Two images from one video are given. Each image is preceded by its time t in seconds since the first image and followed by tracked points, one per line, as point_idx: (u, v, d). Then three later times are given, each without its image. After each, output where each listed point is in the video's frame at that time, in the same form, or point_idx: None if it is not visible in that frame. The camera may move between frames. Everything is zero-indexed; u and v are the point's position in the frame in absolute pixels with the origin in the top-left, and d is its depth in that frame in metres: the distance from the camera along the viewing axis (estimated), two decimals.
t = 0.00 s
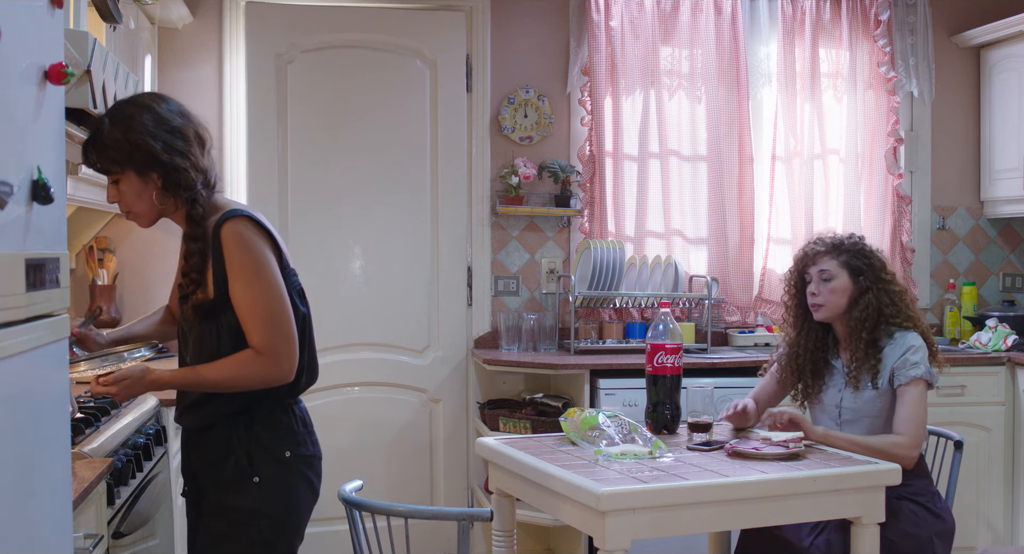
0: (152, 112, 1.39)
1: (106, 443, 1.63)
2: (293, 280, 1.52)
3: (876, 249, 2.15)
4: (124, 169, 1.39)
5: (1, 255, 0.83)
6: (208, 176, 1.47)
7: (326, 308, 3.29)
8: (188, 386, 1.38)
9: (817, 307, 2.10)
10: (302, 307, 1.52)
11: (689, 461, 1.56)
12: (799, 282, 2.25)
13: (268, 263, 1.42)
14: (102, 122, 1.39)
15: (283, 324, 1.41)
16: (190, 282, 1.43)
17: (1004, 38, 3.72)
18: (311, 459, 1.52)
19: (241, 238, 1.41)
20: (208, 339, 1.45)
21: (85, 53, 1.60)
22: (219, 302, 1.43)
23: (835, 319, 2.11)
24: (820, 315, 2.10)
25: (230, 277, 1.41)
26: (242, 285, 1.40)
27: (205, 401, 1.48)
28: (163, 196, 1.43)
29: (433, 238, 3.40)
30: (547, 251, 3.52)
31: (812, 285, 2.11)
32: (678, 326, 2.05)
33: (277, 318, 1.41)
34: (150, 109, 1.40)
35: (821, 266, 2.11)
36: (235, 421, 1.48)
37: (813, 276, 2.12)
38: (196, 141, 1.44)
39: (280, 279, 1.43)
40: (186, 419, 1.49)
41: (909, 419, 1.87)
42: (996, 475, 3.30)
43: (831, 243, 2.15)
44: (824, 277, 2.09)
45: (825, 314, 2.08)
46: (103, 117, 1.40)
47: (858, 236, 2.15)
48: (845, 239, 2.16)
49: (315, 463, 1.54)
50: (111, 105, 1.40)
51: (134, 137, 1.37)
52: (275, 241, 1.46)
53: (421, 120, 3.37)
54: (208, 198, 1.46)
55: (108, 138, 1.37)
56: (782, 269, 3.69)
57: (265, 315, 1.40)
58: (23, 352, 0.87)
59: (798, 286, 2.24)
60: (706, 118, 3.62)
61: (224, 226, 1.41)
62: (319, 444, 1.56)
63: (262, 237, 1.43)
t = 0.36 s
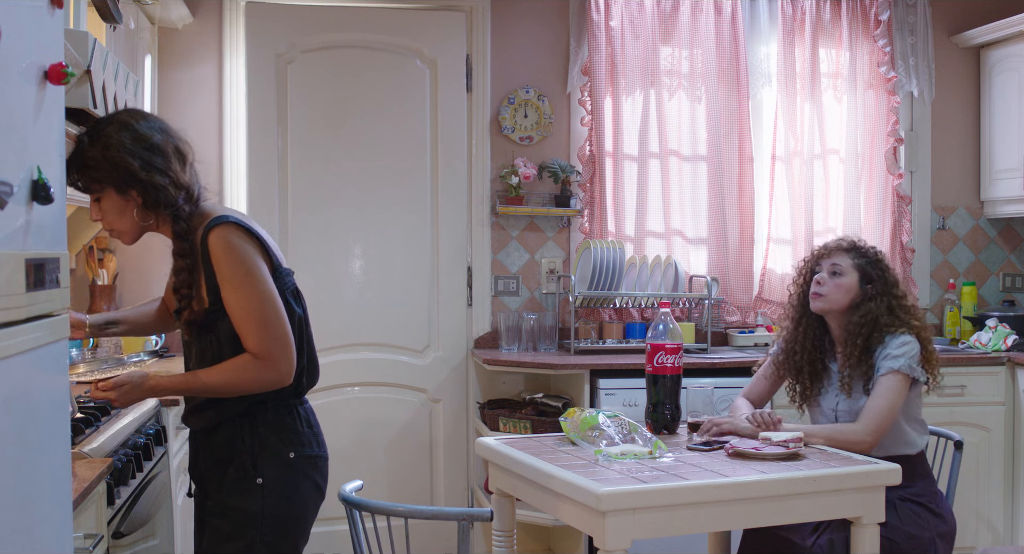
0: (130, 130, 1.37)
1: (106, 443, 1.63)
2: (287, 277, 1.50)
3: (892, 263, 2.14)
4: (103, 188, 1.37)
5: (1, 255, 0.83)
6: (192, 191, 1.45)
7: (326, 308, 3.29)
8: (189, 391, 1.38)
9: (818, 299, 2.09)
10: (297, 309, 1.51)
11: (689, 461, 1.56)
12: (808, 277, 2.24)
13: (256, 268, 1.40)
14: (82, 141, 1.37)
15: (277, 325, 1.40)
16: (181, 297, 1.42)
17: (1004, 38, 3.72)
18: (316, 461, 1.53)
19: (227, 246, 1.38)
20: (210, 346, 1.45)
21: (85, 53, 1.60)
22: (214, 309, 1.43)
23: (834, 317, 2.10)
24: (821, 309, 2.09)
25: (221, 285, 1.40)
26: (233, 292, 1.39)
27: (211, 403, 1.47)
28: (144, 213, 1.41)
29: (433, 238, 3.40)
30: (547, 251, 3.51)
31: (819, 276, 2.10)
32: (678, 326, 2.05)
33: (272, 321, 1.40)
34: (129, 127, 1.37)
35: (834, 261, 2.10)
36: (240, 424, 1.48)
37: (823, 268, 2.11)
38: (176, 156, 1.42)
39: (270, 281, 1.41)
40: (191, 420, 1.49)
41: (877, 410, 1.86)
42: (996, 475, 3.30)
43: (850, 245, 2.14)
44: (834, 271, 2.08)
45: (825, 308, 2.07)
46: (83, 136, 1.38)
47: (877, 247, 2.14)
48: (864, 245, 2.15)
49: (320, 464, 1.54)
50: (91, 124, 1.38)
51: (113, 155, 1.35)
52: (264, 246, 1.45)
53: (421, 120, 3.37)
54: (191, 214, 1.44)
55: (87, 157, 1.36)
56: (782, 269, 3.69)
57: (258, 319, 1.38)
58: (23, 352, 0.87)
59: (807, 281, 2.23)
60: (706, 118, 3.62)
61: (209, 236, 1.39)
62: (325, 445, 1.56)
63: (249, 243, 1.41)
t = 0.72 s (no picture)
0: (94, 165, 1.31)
1: (106, 443, 1.63)
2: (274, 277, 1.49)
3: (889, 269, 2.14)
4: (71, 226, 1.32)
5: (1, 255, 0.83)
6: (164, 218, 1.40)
7: (325, 308, 3.29)
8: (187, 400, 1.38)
9: (814, 305, 2.10)
10: (289, 317, 1.49)
11: (688, 461, 1.56)
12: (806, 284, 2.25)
13: (236, 276, 1.38)
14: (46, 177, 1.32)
15: (264, 331, 1.39)
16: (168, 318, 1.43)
17: (1004, 38, 3.72)
18: (325, 461, 1.53)
19: (204, 258, 1.36)
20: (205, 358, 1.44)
21: (85, 53, 1.61)
22: (205, 318, 1.42)
23: (829, 323, 2.10)
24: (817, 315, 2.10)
25: (203, 296, 1.38)
26: (216, 302, 1.37)
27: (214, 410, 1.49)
28: (115, 246, 1.37)
29: (433, 238, 3.40)
30: (547, 251, 3.51)
31: (816, 282, 2.11)
32: (678, 326, 2.05)
33: (258, 327, 1.38)
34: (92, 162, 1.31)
35: (830, 267, 2.11)
36: (249, 425, 1.48)
37: (819, 274, 2.12)
38: (142, 187, 1.36)
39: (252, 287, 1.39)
40: (200, 423, 1.49)
41: (880, 407, 1.86)
42: (996, 475, 3.30)
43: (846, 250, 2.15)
44: (830, 277, 2.09)
45: (819, 316, 2.09)
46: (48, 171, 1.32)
47: (874, 253, 2.14)
48: (861, 251, 2.15)
49: (330, 464, 1.54)
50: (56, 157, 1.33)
51: (77, 194, 1.30)
52: (245, 255, 1.42)
53: (421, 120, 3.37)
54: (163, 242, 1.39)
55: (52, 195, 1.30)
56: (782, 269, 3.70)
57: (245, 327, 1.37)
58: (22, 352, 0.87)
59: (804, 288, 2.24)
60: (706, 118, 3.62)
61: (184, 252, 1.37)
62: (335, 444, 1.57)
63: (225, 252, 1.39)
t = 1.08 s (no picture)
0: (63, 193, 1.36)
1: (106, 443, 1.63)
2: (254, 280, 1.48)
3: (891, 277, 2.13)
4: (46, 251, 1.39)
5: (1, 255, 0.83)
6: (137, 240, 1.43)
7: (325, 308, 3.29)
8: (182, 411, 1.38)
9: (815, 309, 2.10)
10: (272, 317, 1.48)
11: (688, 460, 1.56)
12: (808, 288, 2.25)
13: (209, 283, 1.37)
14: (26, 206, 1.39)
15: (248, 333, 1.38)
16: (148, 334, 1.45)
17: (1004, 39, 3.72)
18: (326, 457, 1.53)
19: (175, 271, 1.36)
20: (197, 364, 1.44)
21: (85, 54, 1.61)
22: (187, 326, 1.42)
23: (829, 327, 2.11)
24: (818, 319, 2.10)
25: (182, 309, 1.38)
26: (195, 313, 1.36)
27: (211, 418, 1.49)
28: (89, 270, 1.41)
29: (433, 238, 3.40)
30: (547, 251, 3.51)
31: (818, 287, 2.11)
32: (678, 326, 2.05)
33: (240, 329, 1.37)
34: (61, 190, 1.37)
35: (832, 272, 2.11)
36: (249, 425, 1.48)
37: (821, 279, 2.12)
38: (111, 212, 1.40)
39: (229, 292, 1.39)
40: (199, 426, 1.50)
41: (875, 406, 1.85)
42: (996, 474, 3.30)
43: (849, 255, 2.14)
44: (831, 282, 2.09)
45: (820, 320, 2.09)
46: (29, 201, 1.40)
47: (877, 260, 2.14)
48: (864, 257, 2.15)
49: (331, 460, 1.54)
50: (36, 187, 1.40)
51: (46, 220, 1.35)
52: (215, 261, 1.41)
53: (421, 120, 3.37)
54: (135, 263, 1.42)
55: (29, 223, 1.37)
56: (782, 269, 3.70)
57: (227, 331, 1.36)
58: (23, 352, 0.87)
59: (806, 292, 2.24)
60: (706, 118, 3.62)
61: (156, 268, 1.37)
62: (335, 440, 1.57)
63: (195, 261, 1.38)
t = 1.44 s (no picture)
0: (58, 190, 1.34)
1: (106, 443, 1.63)
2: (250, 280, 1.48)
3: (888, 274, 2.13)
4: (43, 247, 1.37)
5: (1, 254, 0.83)
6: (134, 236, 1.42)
7: (325, 307, 3.30)
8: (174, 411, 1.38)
9: (813, 311, 2.10)
10: (267, 318, 1.48)
11: (688, 461, 1.56)
12: (805, 287, 2.24)
13: (205, 284, 1.37)
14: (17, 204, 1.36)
15: (243, 334, 1.38)
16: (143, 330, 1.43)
17: (1004, 38, 3.72)
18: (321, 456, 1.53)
19: (171, 270, 1.36)
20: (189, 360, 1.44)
21: (85, 54, 1.61)
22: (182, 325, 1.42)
23: (828, 327, 2.10)
24: (816, 320, 2.10)
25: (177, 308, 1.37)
26: (191, 313, 1.36)
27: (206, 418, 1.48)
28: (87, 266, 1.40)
29: (433, 238, 3.40)
30: (548, 251, 3.51)
31: (815, 288, 2.10)
32: (678, 326, 2.05)
33: (236, 331, 1.37)
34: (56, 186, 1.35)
35: (829, 272, 2.11)
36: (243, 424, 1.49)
37: (818, 280, 2.12)
38: (109, 208, 1.38)
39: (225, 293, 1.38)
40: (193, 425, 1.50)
41: (876, 406, 1.85)
42: (996, 474, 3.30)
43: (844, 254, 2.14)
44: (828, 283, 2.09)
45: (819, 321, 2.08)
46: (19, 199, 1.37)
47: (873, 257, 2.13)
48: (860, 255, 2.14)
49: (326, 460, 1.54)
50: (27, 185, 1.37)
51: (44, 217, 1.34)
52: (213, 261, 1.41)
53: (421, 120, 3.37)
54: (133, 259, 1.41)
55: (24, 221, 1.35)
56: (781, 270, 3.70)
57: (223, 332, 1.36)
58: (23, 352, 0.87)
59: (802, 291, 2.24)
60: (706, 118, 3.62)
61: (152, 267, 1.37)
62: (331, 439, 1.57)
63: (192, 261, 1.38)
